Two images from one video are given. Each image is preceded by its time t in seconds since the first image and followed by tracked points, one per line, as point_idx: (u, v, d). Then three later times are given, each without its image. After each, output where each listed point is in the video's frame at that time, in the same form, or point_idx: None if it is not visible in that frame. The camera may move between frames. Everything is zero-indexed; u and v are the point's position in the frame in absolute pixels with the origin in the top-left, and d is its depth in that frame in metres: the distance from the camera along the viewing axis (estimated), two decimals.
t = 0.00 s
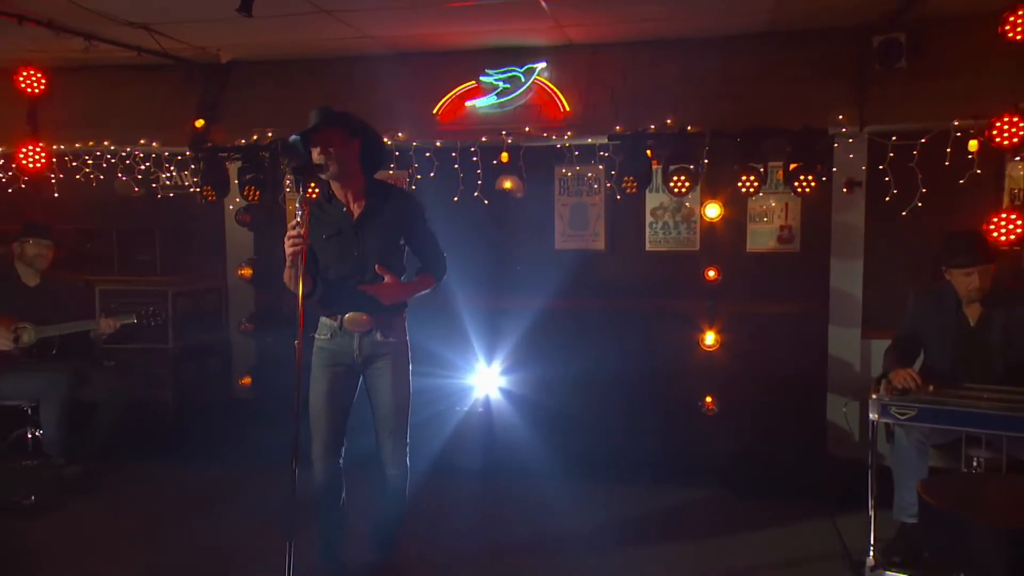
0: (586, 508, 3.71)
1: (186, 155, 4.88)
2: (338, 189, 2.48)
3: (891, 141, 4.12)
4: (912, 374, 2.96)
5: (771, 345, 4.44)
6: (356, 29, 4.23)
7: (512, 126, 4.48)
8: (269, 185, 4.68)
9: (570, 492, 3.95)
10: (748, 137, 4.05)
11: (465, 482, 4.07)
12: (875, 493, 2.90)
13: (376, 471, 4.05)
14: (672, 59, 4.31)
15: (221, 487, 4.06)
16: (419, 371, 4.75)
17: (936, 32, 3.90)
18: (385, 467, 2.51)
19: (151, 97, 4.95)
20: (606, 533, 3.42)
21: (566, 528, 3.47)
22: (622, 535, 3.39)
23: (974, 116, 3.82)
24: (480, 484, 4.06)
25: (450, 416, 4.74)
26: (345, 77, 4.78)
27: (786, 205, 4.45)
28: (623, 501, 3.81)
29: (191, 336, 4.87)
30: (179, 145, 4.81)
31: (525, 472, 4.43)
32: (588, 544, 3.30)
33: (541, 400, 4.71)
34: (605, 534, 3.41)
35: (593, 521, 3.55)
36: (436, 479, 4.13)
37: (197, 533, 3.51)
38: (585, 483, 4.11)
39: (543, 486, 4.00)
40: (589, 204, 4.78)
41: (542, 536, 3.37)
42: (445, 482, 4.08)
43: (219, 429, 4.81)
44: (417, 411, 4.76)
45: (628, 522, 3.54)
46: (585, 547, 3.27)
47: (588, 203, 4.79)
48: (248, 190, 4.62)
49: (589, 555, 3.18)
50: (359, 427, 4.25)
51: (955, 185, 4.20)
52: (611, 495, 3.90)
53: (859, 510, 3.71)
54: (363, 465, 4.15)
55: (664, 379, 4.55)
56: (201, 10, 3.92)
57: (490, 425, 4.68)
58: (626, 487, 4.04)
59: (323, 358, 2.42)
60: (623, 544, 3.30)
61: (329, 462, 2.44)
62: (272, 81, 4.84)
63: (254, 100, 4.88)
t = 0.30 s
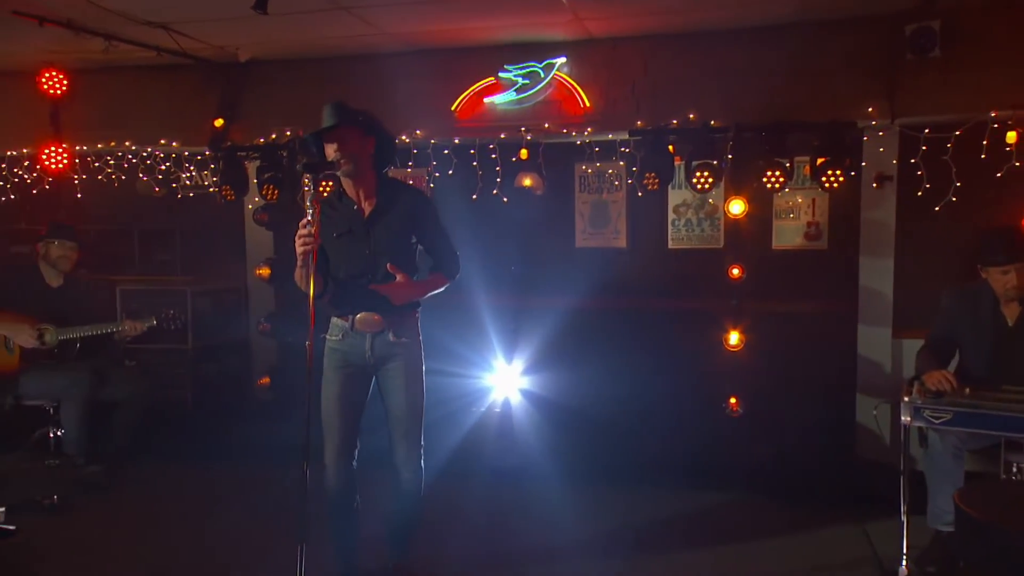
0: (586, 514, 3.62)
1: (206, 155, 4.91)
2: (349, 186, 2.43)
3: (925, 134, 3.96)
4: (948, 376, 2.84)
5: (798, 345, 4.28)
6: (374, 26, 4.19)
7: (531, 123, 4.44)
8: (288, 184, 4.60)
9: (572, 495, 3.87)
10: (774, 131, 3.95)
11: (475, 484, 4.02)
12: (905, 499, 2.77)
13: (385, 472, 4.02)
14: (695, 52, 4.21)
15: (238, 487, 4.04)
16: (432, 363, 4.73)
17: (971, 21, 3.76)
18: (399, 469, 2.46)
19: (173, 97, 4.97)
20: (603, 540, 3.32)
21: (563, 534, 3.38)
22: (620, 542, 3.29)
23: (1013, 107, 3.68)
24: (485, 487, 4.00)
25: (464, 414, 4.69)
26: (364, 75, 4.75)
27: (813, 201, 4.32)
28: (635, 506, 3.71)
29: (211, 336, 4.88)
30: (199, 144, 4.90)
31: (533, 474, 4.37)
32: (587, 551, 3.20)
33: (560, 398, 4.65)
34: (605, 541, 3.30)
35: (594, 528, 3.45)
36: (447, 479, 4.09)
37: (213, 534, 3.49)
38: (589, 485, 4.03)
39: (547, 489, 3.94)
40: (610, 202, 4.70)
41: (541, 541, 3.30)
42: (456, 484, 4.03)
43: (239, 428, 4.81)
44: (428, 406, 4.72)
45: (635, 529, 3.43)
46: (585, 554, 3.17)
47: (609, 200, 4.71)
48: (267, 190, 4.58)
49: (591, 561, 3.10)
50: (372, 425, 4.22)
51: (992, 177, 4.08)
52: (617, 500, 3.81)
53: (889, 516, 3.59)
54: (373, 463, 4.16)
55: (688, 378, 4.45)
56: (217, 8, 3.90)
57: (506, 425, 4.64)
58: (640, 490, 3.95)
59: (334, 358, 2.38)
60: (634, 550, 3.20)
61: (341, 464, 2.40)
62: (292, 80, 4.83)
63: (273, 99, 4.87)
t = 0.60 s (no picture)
0: (582, 519, 3.54)
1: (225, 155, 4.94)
2: (358, 186, 2.38)
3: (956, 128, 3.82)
4: (984, 381, 2.73)
5: (819, 346, 4.30)
6: (390, 23, 4.15)
7: (549, 120, 4.33)
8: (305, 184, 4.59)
9: (571, 499, 3.79)
10: (799, 126, 3.84)
11: (486, 483, 3.97)
12: (938, 509, 2.66)
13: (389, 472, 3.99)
14: (717, 46, 4.11)
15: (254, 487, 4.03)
16: (442, 352, 4.72)
17: (1006, 10, 3.61)
18: (411, 473, 2.41)
19: (190, 98, 4.96)
20: (594, 547, 3.23)
21: (562, 540, 3.30)
22: (610, 550, 3.20)
23: None
24: (485, 487, 3.95)
25: (475, 413, 4.62)
26: (381, 73, 4.71)
27: (838, 197, 4.21)
28: (643, 512, 3.62)
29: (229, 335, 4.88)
30: (216, 144, 4.90)
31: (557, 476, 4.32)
32: (580, 560, 3.10)
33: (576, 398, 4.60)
34: (598, 551, 3.19)
35: (585, 536, 3.34)
36: (458, 479, 4.04)
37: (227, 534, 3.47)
38: (595, 486, 3.96)
39: (547, 491, 3.87)
40: (629, 200, 4.62)
41: (537, 550, 3.19)
42: (466, 483, 3.99)
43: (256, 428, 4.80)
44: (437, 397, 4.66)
45: (635, 537, 3.33)
46: (578, 564, 3.05)
47: (629, 199, 4.63)
48: (284, 191, 4.53)
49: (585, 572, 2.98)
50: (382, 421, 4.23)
51: None
52: (619, 504, 3.72)
53: (921, 522, 3.47)
54: (381, 462, 4.14)
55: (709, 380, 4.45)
56: (231, 6, 3.88)
57: (520, 428, 4.53)
58: (652, 494, 3.84)
59: (344, 361, 2.33)
60: (637, 558, 3.11)
61: (353, 468, 2.35)
62: (310, 79, 4.81)
63: (290, 98, 4.85)
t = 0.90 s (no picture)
0: (576, 519, 3.51)
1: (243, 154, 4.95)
2: (369, 186, 2.35)
3: (990, 121, 3.66)
4: (1017, 383, 2.62)
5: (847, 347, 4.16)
6: (407, 21, 4.11)
7: (568, 118, 4.28)
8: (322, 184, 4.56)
9: (567, 499, 3.75)
10: (824, 121, 3.73)
11: (499, 484, 3.93)
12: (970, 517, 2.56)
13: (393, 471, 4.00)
14: (739, 40, 4.02)
15: (271, 487, 4.02)
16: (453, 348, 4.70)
17: None
18: (424, 476, 2.37)
19: (209, 98, 4.98)
20: (585, 550, 3.18)
21: (573, 544, 3.24)
22: (598, 554, 3.14)
23: None
24: (483, 485, 3.92)
25: (492, 412, 4.63)
26: (398, 71, 4.68)
27: (865, 194, 4.09)
28: (651, 515, 3.55)
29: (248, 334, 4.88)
30: (236, 145, 4.91)
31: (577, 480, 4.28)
32: (570, 563, 3.05)
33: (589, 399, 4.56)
34: (597, 554, 3.15)
35: (589, 540, 3.28)
36: (471, 478, 4.01)
37: (243, 534, 3.46)
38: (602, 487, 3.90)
39: (545, 489, 3.84)
40: (649, 198, 4.55)
41: (546, 552, 3.16)
42: (479, 483, 3.95)
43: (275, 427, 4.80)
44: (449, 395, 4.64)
45: (635, 543, 3.25)
46: (568, 568, 3.00)
47: (649, 197, 4.56)
48: (302, 190, 4.55)
49: None
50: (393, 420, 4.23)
51: None
52: (621, 506, 3.67)
53: (953, 528, 3.35)
54: (391, 462, 4.14)
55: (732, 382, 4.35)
56: (247, 5, 3.86)
57: (537, 430, 4.49)
58: (665, 496, 3.77)
59: (354, 362, 2.30)
60: (636, 562, 3.06)
61: (364, 470, 2.32)
62: (328, 78, 4.80)
63: (308, 97, 4.84)
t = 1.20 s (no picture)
0: (576, 518, 3.50)
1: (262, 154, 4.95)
2: (381, 184, 2.30)
3: None
4: None
5: (878, 350, 4.00)
6: (425, 18, 4.07)
7: (588, 115, 4.22)
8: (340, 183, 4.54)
9: (568, 498, 3.74)
10: (853, 117, 3.62)
11: (513, 487, 3.89)
12: (1007, 526, 2.45)
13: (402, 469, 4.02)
14: (764, 34, 3.92)
15: (289, 487, 4.00)
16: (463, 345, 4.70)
17: None
18: (439, 479, 2.33)
19: (229, 98, 4.98)
20: (583, 551, 3.15)
21: (580, 550, 3.16)
22: (593, 554, 3.12)
23: None
24: (483, 484, 3.93)
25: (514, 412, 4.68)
26: (417, 68, 4.64)
27: (894, 191, 3.98)
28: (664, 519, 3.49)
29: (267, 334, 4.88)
30: (254, 143, 4.90)
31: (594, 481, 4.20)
32: (562, 562, 3.05)
33: (604, 397, 4.52)
34: (606, 558, 3.09)
35: (597, 545, 3.21)
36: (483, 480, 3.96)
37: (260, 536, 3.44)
38: (617, 489, 3.85)
39: (556, 494, 3.77)
40: (671, 196, 4.46)
41: (561, 557, 3.09)
42: (492, 485, 3.91)
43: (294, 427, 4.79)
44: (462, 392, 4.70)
45: (631, 544, 3.22)
46: (567, 569, 2.98)
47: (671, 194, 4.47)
48: (319, 189, 4.51)
49: None
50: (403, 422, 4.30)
51: None
52: (626, 507, 3.64)
53: (988, 538, 3.23)
54: (404, 463, 4.11)
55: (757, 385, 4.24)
56: (265, 4, 3.85)
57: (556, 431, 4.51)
58: (686, 501, 3.70)
59: (364, 364, 2.26)
60: (636, 564, 3.03)
61: (378, 473, 2.28)
62: (347, 77, 4.78)
63: (327, 96, 4.82)
